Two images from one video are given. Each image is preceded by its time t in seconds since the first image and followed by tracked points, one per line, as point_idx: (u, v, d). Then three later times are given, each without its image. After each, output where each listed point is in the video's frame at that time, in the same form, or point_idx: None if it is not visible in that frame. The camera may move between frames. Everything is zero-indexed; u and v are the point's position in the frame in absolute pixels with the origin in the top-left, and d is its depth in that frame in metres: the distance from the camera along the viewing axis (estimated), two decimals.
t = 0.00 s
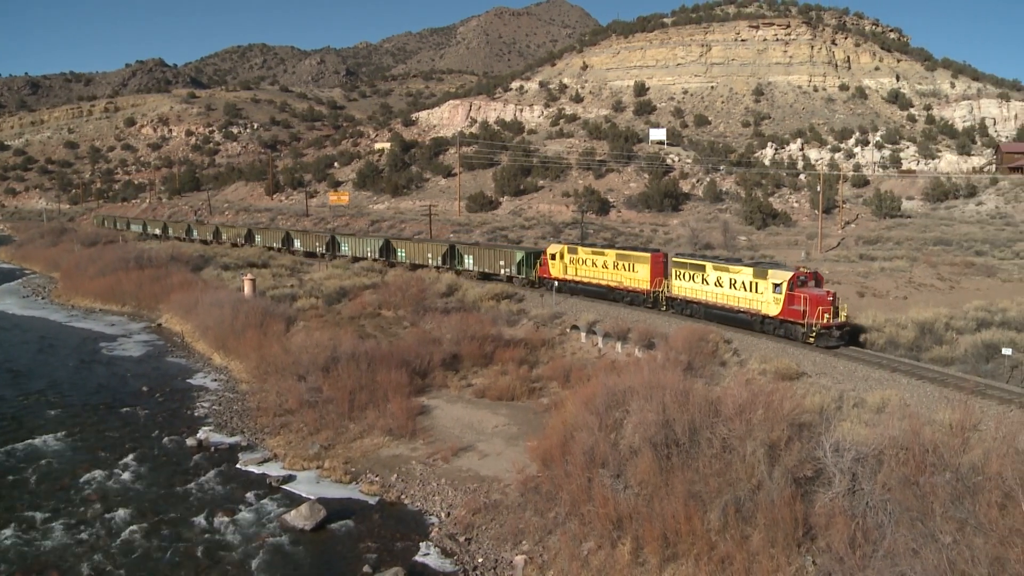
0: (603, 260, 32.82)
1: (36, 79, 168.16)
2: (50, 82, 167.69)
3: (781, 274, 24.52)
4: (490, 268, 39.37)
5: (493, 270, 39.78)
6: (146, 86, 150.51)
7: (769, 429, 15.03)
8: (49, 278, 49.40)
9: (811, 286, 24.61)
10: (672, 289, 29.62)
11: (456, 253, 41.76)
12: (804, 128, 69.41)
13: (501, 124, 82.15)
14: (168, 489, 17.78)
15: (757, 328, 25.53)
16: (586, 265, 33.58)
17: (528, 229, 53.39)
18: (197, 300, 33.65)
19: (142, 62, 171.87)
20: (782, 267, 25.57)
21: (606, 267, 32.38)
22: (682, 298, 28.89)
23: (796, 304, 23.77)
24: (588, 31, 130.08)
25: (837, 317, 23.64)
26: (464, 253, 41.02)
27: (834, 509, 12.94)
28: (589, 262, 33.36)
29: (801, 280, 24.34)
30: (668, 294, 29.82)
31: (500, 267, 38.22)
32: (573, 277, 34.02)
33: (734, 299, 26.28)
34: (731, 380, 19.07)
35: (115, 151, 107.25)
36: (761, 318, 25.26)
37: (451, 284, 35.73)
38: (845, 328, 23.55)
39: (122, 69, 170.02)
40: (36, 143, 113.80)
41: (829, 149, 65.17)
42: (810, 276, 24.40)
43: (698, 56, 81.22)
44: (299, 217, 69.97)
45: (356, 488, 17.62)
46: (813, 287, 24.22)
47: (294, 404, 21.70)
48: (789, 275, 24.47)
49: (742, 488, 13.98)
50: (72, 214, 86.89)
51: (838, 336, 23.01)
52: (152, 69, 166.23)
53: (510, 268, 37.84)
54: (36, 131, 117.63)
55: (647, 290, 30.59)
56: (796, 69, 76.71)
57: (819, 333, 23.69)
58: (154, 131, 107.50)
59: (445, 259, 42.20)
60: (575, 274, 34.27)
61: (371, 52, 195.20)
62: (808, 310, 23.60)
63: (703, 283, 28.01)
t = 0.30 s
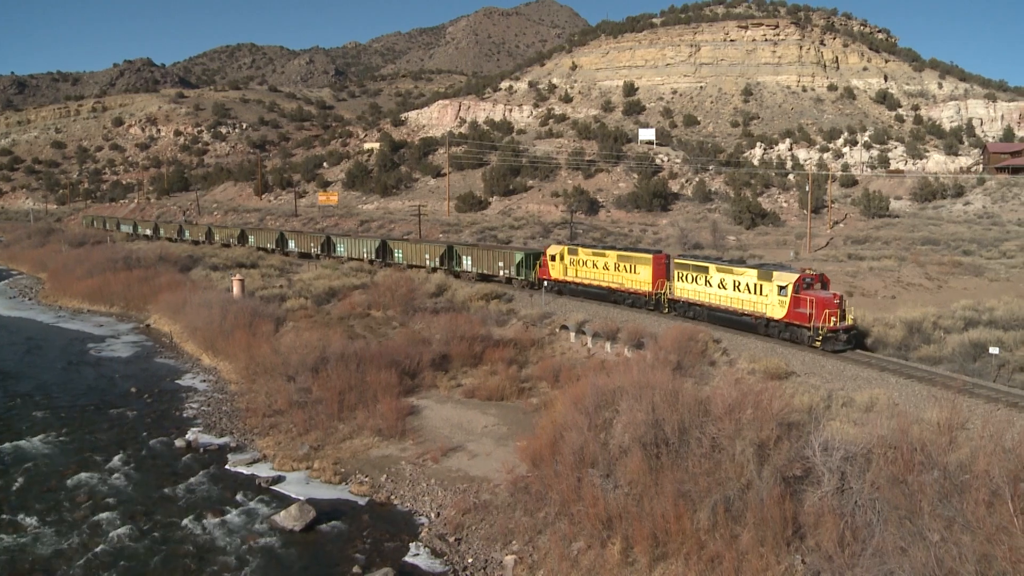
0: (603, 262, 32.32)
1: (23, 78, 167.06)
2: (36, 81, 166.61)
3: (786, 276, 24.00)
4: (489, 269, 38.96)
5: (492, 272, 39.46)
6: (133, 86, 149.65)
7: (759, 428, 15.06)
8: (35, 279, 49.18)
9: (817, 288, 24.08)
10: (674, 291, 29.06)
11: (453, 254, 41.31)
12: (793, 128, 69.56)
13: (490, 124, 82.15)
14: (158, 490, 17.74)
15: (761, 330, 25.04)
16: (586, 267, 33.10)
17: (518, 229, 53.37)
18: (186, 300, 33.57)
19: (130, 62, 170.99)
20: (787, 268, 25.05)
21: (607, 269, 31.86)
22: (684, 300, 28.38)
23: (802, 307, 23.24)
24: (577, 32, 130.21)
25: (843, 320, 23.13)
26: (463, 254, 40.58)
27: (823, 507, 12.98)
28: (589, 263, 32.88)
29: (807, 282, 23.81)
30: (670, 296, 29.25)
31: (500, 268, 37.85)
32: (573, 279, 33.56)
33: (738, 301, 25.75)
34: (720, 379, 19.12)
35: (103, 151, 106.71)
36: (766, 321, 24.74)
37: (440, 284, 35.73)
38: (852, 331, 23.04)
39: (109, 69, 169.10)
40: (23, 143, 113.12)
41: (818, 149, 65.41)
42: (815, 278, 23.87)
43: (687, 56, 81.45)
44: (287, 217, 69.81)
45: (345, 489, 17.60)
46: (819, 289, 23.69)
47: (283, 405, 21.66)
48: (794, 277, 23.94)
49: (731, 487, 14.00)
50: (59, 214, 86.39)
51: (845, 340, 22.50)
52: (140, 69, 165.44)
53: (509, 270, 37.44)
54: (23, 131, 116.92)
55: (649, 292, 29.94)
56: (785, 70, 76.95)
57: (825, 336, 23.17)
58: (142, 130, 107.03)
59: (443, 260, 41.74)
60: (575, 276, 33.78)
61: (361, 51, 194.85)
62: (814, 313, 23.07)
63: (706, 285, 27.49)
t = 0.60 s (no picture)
0: (603, 264, 32.07)
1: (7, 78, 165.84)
2: (21, 81, 165.38)
3: (792, 278, 23.72)
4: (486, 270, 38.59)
5: (489, 273, 39.15)
6: (120, 86, 148.84)
7: (747, 427, 15.09)
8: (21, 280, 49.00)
9: (823, 290, 23.78)
10: (677, 293, 28.77)
11: (450, 255, 40.97)
12: (780, 128, 69.73)
13: (479, 124, 82.14)
14: (145, 491, 17.68)
15: (766, 334, 24.73)
16: (585, 268, 32.86)
17: (506, 229, 53.39)
18: (173, 301, 33.45)
19: (116, 61, 169.95)
20: (791, 271, 24.80)
21: (606, 271, 31.60)
22: (687, 302, 28.09)
23: (808, 310, 22.93)
24: (564, 32, 130.34)
25: (850, 324, 22.82)
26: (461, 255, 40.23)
27: (811, 506, 13.01)
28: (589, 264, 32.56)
29: (812, 285, 23.54)
30: (671, 299, 29.00)
31: (499, 270, 37.42)
32: (572, 280, 33.33)
33: (743, 304, 25.43)
34: (709, 379, 19.16)
35: (89, 151, 106.13)
36: (770, 324, 24.47)
37: (429, 284, 35.73)
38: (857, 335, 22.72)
39: (95, 69, 168.07)
40: (8, 143, 112.34)
41: (805, 149, 65.64)
42: (821, 280, 23.60)
43: (675, 56, 81.68)
44: (275, 217, 69.67)
45: (334, 489, 17.57)
46: (825, 292, 23.40)
47: (272, 405, 21.62)
48: (799, 279, 23.67)
49: (720, 486, 14.03)
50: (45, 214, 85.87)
51: (851, 344, 22.14)
52: (127, 69, 164.47)
53: (507, 271, 37.03)
54: (8, 130, 116.08)
55: (650, 295, 29.61)
56: (773, 70, 77.20)
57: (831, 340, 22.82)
58: (129, 130, 106.54)
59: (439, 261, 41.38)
60: (574, 277, 33.55)
61: (349, 51, 194.49)
62: (820, 316, 22.76)
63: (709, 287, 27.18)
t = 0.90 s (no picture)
0: (603, 266, 31.88)
1: None
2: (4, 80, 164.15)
3: (796, 281, 23.33)
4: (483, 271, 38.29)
5: (486, 275, 38.94)
6: (105, 85, 147.96)
7: (735, 427, 15.12)
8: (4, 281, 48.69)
9: (829, 293, 23.38)
10: (679, 296, 28.41)
11: (447, 256, 40.78)
12: (767, 128, 69.93)
13: (466, 124, 82.09)
14: (131, 493, 17.61)
15: (770, 337, 24.33)
16: (585, 270, 32.68)
17: (494, 229, 53.38)
18: (160, 302, 33.32)
19: (101, 61, 168.90)
20: (796, 273, 24.41)
21: (607, 273, 31.37)
22: (689, 305, 27.71)
23: (814, 313, 22.50)
24: (551, 32, 130.46)
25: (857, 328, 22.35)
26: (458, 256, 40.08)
27: (798, 505, 13.05)
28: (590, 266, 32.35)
29: (818, 287, 23.13)
30: (673, 302, 28.74)
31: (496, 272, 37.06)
32: (572, 282, 33.15)
33: (747, 307, 25.06)
34: (696, 379, 19.20)
35: (74, 151, 105.51)
36: (775, 328, 24.08)
37: (417, 284, 35.70)
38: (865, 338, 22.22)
39: (80, 69, 167.11)
40: None
41: (792, 149, 65.86)
42: (827, 283, 23.19)
43: (663, 57, 81.88)
44: (262, 218, 69.48)
45: (322, 490, 17.54)
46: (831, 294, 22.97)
47: (259, 406, 21.56)
48: (804, 282, 23.28)
49: (707, 486, 14.06)
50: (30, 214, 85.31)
51: (857, 348, 21.61)
52: (112, 68, 163.51)
53: (505, 272, 36.78)
54: None
55: (651, 297, 29.36)
56: (760, 70, 77.45)
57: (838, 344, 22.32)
58: (115, 130, 105.99)
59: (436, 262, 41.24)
60: (574, 279, 33.39)
61: (337, 51, 194.11)
62: (826, 319, 22.31)
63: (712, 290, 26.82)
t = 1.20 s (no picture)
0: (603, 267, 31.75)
1: None
2: None
3: (801, 283, 23.04)
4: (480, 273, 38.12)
5: (484, 276, 38.79)
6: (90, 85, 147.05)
7: (722, 426, 15.13)
8: None
9: (834, 296, 23.09)
10: (680, 298, 28.16)
11: (444, 257, 40.69)
12: (754, 128, 70.12)
13: (453, 124, 82.01)
14: (118, 495, 17.53)
15: (774, 341, 24.09)
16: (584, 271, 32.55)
17: (481, 229, 53.37)
18: (146, 302, 33.18)
19: (86, 61, 167.86)
20: (800, 275, 24.14)
21: (607, 274, 31.22)
22: (691, 307, 27.46)
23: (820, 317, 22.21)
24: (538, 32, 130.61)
25: (864, 331, 22.13)
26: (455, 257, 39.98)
27: (786, 504, 13.09)
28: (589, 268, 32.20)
29: (823, 289, 22.85)
30: (675, 304, 28.55)
31: (494, 273, 36.76)
32: (571, 283, 33.05)
33: (751, 310, 24.82)
34: (684, 378, 19.22)
35: (60, 151, 104.86)
36: (779, 331, 23.84)
37: (404, 284, 35.68)
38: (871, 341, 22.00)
39: (65, 68, 166.11)
40: None
41: (779, 149, 66.07)
42: (832, 285, 22.89)
43: (650, 57, 82.05)
44: (249, 219, 69.30)
45: (309, 491, 17.50)
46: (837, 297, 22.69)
47: (246, 407, 21.50)
48: (810, 284, 22.98)
49: (695, 485, 14.10)
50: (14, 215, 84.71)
51: (865, 352, 21.60)
52: (98, 68, 162.52)
53: (502, 274, 36.59)
54: None
55: (652, 298, 29.19)
56: (747, 70, 77.68)
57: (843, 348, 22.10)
58: (101, 130, 105.38)
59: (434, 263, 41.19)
60: (573, 280, 33.31)
61: (324, 50, 193.65)
62: (832, 322, 22.04)
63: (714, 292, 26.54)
